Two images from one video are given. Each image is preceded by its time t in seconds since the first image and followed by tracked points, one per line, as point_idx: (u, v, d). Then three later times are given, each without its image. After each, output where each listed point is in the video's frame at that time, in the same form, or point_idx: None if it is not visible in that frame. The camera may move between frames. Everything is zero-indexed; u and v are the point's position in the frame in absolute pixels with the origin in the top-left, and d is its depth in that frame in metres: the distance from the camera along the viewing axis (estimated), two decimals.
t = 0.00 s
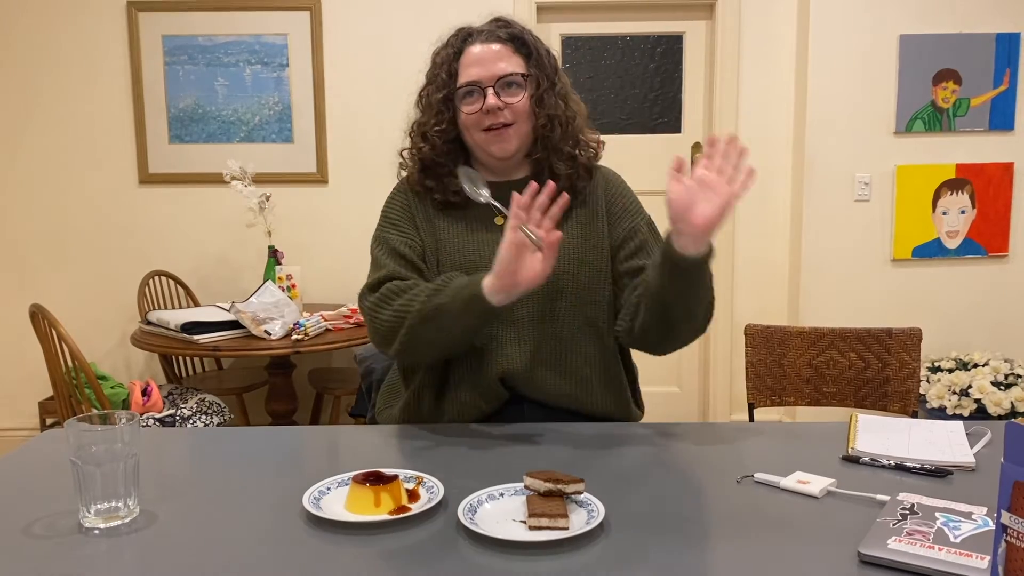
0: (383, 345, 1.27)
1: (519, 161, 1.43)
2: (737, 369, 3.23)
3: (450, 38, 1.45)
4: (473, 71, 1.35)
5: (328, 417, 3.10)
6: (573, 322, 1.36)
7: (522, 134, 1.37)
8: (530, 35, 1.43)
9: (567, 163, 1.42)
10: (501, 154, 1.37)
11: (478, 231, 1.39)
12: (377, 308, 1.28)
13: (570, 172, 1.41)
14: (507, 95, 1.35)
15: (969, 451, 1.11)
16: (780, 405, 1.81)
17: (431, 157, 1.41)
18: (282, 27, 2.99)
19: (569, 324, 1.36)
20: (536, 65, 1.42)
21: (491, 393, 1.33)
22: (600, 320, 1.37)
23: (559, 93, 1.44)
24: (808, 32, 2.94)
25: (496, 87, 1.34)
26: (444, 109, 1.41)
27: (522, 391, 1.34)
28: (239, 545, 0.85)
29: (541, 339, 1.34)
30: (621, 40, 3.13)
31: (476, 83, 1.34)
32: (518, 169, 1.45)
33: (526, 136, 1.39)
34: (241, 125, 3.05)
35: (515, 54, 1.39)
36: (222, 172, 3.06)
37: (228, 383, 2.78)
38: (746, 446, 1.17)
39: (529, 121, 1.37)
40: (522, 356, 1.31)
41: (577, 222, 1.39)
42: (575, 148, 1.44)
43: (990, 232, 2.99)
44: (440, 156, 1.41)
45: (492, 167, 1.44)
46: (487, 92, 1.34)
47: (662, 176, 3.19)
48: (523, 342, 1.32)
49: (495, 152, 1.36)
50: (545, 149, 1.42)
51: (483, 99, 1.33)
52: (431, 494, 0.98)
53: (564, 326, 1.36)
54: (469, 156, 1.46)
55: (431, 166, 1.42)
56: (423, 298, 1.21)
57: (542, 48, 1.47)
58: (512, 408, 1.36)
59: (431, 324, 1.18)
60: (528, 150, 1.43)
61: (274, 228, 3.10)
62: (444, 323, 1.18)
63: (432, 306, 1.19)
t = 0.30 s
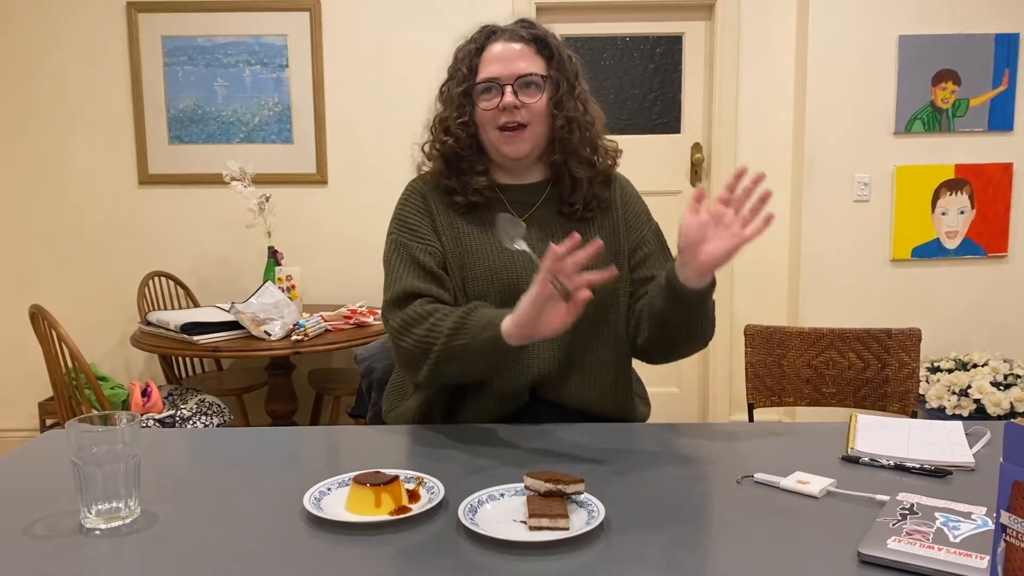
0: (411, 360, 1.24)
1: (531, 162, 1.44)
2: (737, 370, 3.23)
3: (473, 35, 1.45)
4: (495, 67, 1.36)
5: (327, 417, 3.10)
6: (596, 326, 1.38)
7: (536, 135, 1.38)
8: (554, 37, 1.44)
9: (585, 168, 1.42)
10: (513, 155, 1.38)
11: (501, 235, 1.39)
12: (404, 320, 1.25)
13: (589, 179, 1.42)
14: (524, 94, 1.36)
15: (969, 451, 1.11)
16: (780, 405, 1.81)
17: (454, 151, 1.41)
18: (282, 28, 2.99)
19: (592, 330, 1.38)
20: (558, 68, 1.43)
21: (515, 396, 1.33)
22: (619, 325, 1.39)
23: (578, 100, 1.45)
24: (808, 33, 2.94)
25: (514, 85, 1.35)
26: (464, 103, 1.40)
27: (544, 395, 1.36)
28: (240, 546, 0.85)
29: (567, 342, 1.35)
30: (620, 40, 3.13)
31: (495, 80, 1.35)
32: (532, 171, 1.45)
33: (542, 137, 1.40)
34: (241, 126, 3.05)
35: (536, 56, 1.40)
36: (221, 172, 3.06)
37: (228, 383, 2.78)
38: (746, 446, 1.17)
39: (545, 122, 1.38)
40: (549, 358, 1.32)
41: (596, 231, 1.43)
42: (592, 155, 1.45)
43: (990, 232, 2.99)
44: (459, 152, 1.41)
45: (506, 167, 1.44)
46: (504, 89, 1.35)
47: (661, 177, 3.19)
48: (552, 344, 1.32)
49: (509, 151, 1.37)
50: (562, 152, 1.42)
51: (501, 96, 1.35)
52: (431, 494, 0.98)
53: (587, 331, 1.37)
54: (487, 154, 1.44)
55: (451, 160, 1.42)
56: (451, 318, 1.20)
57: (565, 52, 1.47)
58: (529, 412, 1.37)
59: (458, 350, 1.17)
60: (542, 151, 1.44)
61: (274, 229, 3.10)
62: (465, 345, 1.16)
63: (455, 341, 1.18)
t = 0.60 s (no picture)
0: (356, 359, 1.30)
1: (531, 164, 1.44)
2: (736, 370, 3.23)
3: (472, 38, 1.46)
4: (490, 70, 1.36)
5: (327, 418, 3.10)
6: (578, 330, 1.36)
7: (532, 137, 1.38)
8: (552, 40, 1.45)
9: (582, 171, 1.43)
10: (509, 157, 1.38)
11: (483, 243, 1.41)
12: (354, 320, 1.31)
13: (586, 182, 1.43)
14: (518, 98, 1.35)
15: (968, 452, 1.11)
16: (779, 406, 1.81)
17: (447, 155, 1.44)
18: (280, 29, 2.99)
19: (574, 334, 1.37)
20: (555, 71, 1.43)
21: (495, 400, 1.36)
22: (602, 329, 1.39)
23: (577, 103, 1.45)
24: (806, 33, 2.94)
25: (509, 89, 1.35)
26: (460, 107, 1.43)
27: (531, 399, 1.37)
28: (240, 546, 0.85)
29: (546, 347, 1.36)
30: (619, 41, 3.14)
31: (490, 83, 1.35)
32: (530, 173, 1.45)
33: (538, 140, 1.40)
34: (240, 126, 3.05)
35: (533, 60, 1.40)
36: (221, 173, 3.06)
37: (227, 384, 2.78)
38: (745, 446, 1.17)
39: (541, 125, 1.38)
40: (522, 365, 1.34)
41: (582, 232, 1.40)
42: (591, 156, 1.45)
43: (989, 233, 2.99)
44: (454, 158, 1.44)
45: (503, 170, 1.44)
46: (499, 92, 1.34)
47: (660, 177, 3.19)
48: (525, 352, 1.35)
49: (505, 153, 1.37)
50: (563, 157, 1.43)
51: (496, 99, 1.34)
52: (431, 494, 0.98)
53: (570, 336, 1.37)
54: (481, 158, 1.46)
55: (446, 163, 1.45)
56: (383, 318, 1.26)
57: (564, 54, 1.47)
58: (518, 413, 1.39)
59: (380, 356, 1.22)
60: (542, 153, 1.44)
61: (274, 229, 3.10)
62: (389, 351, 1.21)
63: (379, 345, 1.23)
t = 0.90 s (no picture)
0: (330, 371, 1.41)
1: (519, 168, 1.46)
2: (735, 371, 3.23)
3: (477, 34, 1.48)
4: (491, 69, 1.38)
5: (326, 419, 3.10)
6: (570, 340, 1.41)
7: (523, 143, 1.40)
8: (555, 46, 1.46)
9: (572, 184, 1.42)
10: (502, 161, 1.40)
11: (473, 251, 1.41)
12: (330, 351, 1.42)
13: (576, 196, 1.42)
14: (515, 102, 1.39)
15: (968, 453, 1.11)
16: (779, 407, 1.80)
17: (440, 148, 1.46)
18: (280, 30, 2.99)
19: (566, 343, 1.41)
20: (556, 80, 1.45)
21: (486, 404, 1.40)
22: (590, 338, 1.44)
23: (575, 114, 1.47)
24: (805, 35, 2.95)
25: (508, 92, 1.38)
26: (457, 103, 1.44)
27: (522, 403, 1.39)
28: (240, 548, 0.85)
29: (539, 353, 1.39)
30: (618, 42, 3.14)
31: (489, 82, 1.38)
32: (519, 177, 1.47)
33: (530, 146, 1.42)
34: (240, 127, 3.05)
35: (535, 66, 1.42)
36: (220, 174, 3.06)
37: (226, 386, 2.78)
38: (745, 447, 1.17)
39: (535, 132, 1.41)
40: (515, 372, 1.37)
41: (576, 243, 1.41)
42: (584, 172, 1.44)
43: (988, 234, 2.99)
44: (444, 154, 1.46)
45: (495, 172, 1.46)
46: (497, 93, 1.38)
47: (659, 178, 3.19)
48: (519, 358, 1.38)
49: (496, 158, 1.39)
50: (552, 166, 1.43)
51: (493, 99, 1.38)
52: (431, 496, 0.98)
53: (562, 343, 1.41)
54: (472, 157, 1.48)
55: (437, 161, 1.47)
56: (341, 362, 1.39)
57: (566, 61, 1.48)
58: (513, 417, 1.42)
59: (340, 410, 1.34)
60: (530, 159, 1.46)
61: (273, 230, 3.09)
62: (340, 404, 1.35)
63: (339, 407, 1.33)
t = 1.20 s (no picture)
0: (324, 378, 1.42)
1: (507, 174, 1.46)
2: (734, 372, 3.23)
3: (465, 39, 1.47)
4: (479, 77, 1.38)
5: (325, 421, 3.10)
6: (564, 342, 1.41)
7: (512, 152, 1.40)
8: (544, 51, 1.45)
9: (561, 189, 1.42)
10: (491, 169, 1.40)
11: (462, 255, 1.42)
12: (325, 353, 1.42)
13: (565, 201, 1.42)
14: (504, 112, 1.38)
15: (967, 454, 1.11)
16: (778, 408, 1.81)
17: (429, 155, 1.46)
18: (278, 31, 2.99)
19: (560, 345, 1.41)
20: (546, 87, 1.44)
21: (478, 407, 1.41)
22: (585, 338, 1.44)
23: (564, 120, 1.47)
24: (803, 37, 2.95)
25: (496, 101, 1.37)
26: (446, 110, 1.44)
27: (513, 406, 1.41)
28: (239, 550, 0.85)
29: (530, 357, 1.40)
30: (617, 44, 3.14)
31: (478, 92, 1.37)
32: (507, 183, 1.47)
33: (518, 154, 1.42)
34: (239, 129, 3.05)
35: (525, 72, 1.42)
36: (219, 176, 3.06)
37: (225, 388, 2.77)
38: (743, 449, 1.17)
39: (523, 140, 1.41)
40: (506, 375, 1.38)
41: (568, 246, 1.41)
42: (573, 177, 1.44)
43: (986, 235, 3.00)
44: (432, 161, 1.46)
45: (485, 178, 1.46)
46: (487, 102, 1.37)
47: (658, 180, 3.20)
48: (510, 362, 1.39)
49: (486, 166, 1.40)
50: (541, 173, 1.43)
51: (483, 108, 1.37)
52: (430, 498, 0.98)
53: (555, 346, 1.41)
54: (462, 163, 1.48)
55: (426, 167, 1.47)
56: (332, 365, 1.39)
57: (555, 66, 1.48)
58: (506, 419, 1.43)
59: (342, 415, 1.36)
60: (519, 165, 1.45)
61: (271, 232, 3.09)
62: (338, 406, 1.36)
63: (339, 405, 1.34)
